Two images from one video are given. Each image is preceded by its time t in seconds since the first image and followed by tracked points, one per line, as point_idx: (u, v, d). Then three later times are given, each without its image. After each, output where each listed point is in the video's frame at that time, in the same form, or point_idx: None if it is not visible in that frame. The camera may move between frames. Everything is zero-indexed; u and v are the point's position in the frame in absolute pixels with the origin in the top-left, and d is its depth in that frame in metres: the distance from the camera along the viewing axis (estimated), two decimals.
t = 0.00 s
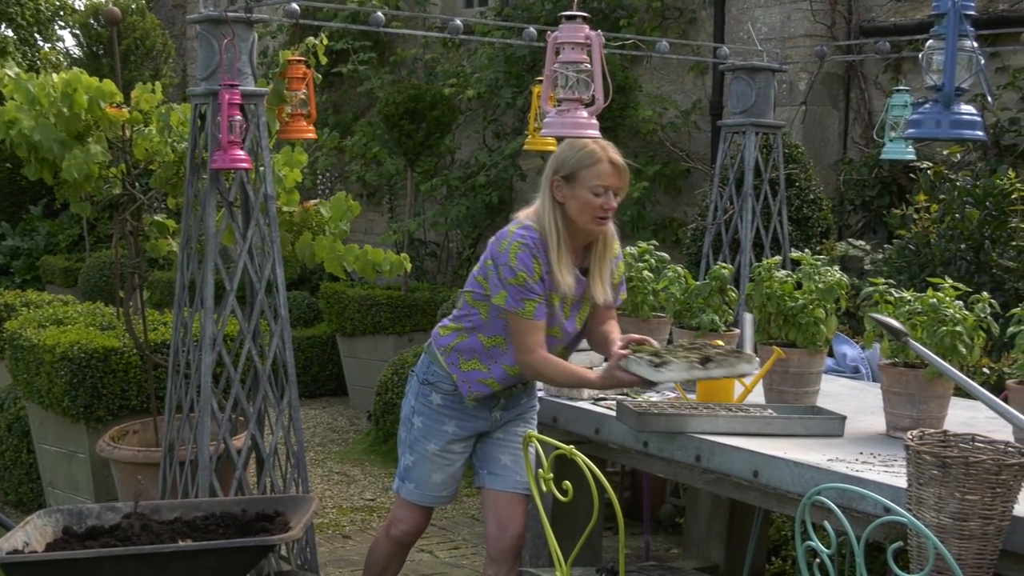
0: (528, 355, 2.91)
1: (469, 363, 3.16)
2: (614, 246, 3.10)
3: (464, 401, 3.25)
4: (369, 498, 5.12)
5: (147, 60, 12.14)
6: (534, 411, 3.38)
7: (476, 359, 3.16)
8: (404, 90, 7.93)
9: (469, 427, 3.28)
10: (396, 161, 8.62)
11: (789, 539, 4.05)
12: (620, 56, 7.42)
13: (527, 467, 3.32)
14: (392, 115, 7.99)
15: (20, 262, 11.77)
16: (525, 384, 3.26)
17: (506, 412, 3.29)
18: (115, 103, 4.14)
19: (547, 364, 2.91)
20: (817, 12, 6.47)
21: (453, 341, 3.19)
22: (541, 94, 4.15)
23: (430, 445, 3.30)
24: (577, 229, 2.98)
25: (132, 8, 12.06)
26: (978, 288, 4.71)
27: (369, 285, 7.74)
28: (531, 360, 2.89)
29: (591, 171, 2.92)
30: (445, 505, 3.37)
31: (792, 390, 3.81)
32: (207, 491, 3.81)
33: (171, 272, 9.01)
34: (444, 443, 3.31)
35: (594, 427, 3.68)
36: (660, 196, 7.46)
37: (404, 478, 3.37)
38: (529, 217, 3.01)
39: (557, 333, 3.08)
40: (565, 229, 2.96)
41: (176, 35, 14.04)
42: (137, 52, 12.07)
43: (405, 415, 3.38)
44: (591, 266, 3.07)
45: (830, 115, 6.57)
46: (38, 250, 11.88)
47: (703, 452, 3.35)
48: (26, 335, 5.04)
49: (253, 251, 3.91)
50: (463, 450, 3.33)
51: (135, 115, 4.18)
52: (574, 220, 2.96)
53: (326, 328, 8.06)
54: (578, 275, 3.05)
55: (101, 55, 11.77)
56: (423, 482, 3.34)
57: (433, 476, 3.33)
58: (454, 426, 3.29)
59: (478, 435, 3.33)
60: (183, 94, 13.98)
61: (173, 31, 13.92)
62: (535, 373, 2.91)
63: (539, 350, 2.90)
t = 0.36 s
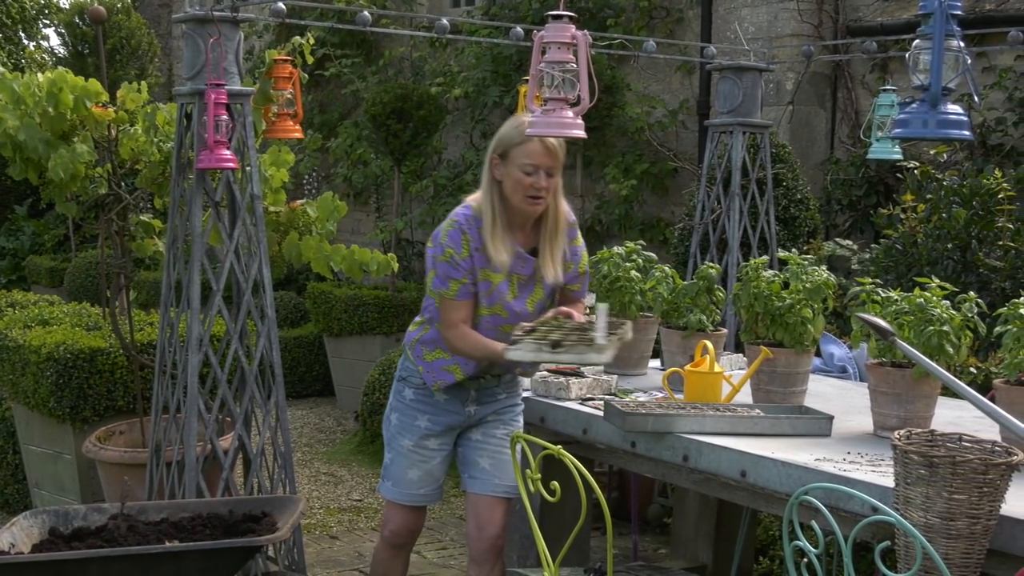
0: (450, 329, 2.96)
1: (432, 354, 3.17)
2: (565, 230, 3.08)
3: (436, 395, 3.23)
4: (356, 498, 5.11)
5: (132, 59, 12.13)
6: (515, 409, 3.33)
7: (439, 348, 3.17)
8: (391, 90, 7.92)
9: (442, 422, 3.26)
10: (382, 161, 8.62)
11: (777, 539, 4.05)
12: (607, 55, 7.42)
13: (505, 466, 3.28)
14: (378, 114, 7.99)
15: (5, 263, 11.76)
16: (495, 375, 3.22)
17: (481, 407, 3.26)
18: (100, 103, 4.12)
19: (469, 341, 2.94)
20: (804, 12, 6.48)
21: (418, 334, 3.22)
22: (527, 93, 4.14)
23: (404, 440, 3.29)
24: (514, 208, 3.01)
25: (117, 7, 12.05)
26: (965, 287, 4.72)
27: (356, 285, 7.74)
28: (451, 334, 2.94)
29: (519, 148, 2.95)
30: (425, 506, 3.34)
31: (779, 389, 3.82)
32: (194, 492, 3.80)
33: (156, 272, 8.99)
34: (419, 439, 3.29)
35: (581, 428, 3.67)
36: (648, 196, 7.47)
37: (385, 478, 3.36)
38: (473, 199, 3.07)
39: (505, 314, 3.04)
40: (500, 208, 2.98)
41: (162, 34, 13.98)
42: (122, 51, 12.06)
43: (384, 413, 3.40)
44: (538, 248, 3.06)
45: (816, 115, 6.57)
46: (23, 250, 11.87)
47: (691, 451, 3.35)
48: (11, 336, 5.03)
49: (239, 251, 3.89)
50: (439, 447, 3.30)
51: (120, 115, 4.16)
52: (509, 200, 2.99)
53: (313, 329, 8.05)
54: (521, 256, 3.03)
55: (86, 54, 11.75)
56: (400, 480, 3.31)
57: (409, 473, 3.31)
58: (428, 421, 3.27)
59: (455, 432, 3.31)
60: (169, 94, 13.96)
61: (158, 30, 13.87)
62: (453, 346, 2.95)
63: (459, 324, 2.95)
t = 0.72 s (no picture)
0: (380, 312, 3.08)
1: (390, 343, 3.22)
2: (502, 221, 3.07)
3: (403, 388, 3.22)
4: (355, 498, 5.11)
5: (132, 59, 12.14)
6: (490, 410, 3.28)
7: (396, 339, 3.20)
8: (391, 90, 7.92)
9: (409, 417, 3.24)
10: (382, 161, 8.62)
11: (777, 539, 4.05)
12: (607, 55, 7.42)
13: (479, 467, 3.22)
14: (378, 115, 7.99)
15: (5, 263, 11.77)
16: (457, 369, 3.19)
17: (448, 403, 3.23)
18: (100, 103, 4.12)
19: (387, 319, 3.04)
20: (804, 12, 6.48)
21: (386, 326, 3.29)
22: (526, 93, 4.14)
23: (373, 435, 3.28)
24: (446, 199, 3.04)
25: (117, 6, 12.05)
26: (965, 287, 4.71)
27: (356, 285, 7.74)
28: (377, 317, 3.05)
29: (446, 140, 2.99)
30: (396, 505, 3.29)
31: (779, 389, 3.82)
32: (194, 492, 3.80)
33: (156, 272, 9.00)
34: (389, 434, 3.27)
35: (581, 428, 3.66)
36: (648, 196, 7.47)
37: (360, 478, 3.34)
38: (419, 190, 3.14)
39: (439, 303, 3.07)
40: (430, 199, 3.03)
41: (161, 33, 13.98)
42: (122, 51, 12.07)
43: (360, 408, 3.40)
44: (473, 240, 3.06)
45: (816, 115, 6.57)
46: (24, 250, 11.88)
47: (691, 451, 3.35)
48: (11, 336, 5.04)
49: (239, 251, 3.89)
50: (409, 443, 3.26)
51: (120, 115, 4.16)
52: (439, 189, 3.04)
53: (313, 329, 8.05)
54: (453, 246, 3.05)
55: (86, 54, 11.75)
56: (370, 475, 3.29)
57: (379, 468, 3.28)
58: (397, 417, 3.25)
59: (426, 429, 3.28)
60: (168, 94, 13.96)
61: (158, 30, 13.86)
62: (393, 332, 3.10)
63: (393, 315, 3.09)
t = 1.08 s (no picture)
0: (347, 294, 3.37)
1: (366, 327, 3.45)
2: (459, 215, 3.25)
3: (376, 381, 3.42)
4: (355, 499, 5.11)
5: (132, 59, 12.14)
6: (465, 412, 3.41)
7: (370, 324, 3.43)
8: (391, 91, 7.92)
9: (386, 411, 3.42)
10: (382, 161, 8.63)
11: (777, 539, 4.05)
12: (607, 56, 7.43)
13: (454, 469, 3.38)
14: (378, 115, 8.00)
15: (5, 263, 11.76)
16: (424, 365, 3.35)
17: (420, 399, 3.39)
18: (100, 103, 4.12)
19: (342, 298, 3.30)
20: (804, 12, 6.49)
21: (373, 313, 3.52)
22: (526, 94, 4.14)
23: (354, 428, 3.48)
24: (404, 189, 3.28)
25: (117, 7, 12.06)
26: (966, 287, 4.72)
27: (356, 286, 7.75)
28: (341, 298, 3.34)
29: (400, 133, 3.23)
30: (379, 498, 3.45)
31: (780, 389, 3.82)
32: (194, 493, 3.80)
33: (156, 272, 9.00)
34: (369, 428, 3.46)
35: (581, 428, 3.66)
36: (648, 196, 7.47)
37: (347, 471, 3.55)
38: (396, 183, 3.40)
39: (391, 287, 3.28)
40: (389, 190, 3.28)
41: (161, 34, 13.97)
42: (122, 51, 12.08)
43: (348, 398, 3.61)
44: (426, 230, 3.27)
45: (817, 115, 6.57)
46: (23, 250, 11.87)
47: (691, 452, 3.35)
48: (11, 336, 5.04)
49: (239, 251, 3.90)
50: (387, 437, 3.45)
51: (120, 115, 4.16)
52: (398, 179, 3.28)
53: (313, 329, 8.05)
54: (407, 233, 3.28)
55: (86, 54, 11.75)
56: (354, 466, 3.49)
57: (361, 461, 3.47)
58: (374, 410, 3.46)
59: (404, 424, 3.45)
60: (168, 94, 13.97)
61: (158, 30, 13.86)
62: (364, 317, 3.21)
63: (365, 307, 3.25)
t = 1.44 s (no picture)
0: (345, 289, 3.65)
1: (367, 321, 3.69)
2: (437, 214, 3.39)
3: (366, 379, 3.74)
4: (357, 499, 5.12)
5: (134, 59, 12.14)
6: (448, 414, 3.70)
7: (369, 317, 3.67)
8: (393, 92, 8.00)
9: (375, 409, 3.76)
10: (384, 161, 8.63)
11: (778, 539, 4.05)
12: (609, 56, 7.43)
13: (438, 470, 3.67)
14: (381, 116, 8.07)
15: (7, 263, 11.74)
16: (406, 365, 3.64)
17: (404, 398, 3.69)
18: (102, 103, 4.12)
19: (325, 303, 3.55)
20: (806, 12, 6.49)
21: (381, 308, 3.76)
22: (528, 94, 4.13)
23: (351, 426, 3.82)
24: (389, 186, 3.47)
25: (118, 6, 12.06)
26: (968, 287, 4.72)
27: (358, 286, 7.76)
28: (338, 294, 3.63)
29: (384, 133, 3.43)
30: (372, 496, 3.79)
31: (782, 390, 3.82)
32: (196, 493, 3.81)
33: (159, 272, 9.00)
34: (362, 426, 3.80)
35: (584, 428, 3.66)
36: (650, 196, 7.48)
37: (345, 469, 3.88)
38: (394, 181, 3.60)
39: (374, 282, 3.51)
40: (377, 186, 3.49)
41: (163, 34, 13.97)
42: (124, 51, 12.08)
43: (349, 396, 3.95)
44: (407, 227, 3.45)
45: (819, 116, 6.58)
46: (25, 251, 11.86)
47: (693, 452, 3.36)
48: (12, 337, 5.04)
49: (241, 251, 3.90)
50: (377, 434, 3.77)
51: (122, 115, 4.15)
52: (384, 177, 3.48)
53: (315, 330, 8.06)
54: (388, 229, 3.48)
55: (88, 55, 11.76)
56: (350, 463, 3.83)
57: (356, 458, 3.81)
58: (366, 407, 3.79)
59: (392, 421, 3.76)
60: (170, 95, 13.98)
61: (160, 30, 13.88)
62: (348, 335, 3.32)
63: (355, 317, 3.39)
